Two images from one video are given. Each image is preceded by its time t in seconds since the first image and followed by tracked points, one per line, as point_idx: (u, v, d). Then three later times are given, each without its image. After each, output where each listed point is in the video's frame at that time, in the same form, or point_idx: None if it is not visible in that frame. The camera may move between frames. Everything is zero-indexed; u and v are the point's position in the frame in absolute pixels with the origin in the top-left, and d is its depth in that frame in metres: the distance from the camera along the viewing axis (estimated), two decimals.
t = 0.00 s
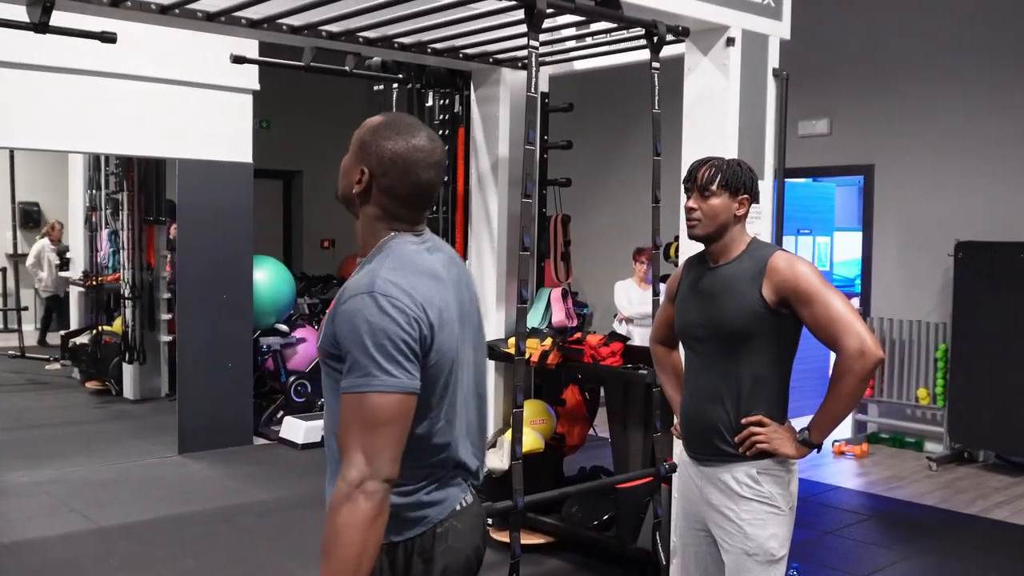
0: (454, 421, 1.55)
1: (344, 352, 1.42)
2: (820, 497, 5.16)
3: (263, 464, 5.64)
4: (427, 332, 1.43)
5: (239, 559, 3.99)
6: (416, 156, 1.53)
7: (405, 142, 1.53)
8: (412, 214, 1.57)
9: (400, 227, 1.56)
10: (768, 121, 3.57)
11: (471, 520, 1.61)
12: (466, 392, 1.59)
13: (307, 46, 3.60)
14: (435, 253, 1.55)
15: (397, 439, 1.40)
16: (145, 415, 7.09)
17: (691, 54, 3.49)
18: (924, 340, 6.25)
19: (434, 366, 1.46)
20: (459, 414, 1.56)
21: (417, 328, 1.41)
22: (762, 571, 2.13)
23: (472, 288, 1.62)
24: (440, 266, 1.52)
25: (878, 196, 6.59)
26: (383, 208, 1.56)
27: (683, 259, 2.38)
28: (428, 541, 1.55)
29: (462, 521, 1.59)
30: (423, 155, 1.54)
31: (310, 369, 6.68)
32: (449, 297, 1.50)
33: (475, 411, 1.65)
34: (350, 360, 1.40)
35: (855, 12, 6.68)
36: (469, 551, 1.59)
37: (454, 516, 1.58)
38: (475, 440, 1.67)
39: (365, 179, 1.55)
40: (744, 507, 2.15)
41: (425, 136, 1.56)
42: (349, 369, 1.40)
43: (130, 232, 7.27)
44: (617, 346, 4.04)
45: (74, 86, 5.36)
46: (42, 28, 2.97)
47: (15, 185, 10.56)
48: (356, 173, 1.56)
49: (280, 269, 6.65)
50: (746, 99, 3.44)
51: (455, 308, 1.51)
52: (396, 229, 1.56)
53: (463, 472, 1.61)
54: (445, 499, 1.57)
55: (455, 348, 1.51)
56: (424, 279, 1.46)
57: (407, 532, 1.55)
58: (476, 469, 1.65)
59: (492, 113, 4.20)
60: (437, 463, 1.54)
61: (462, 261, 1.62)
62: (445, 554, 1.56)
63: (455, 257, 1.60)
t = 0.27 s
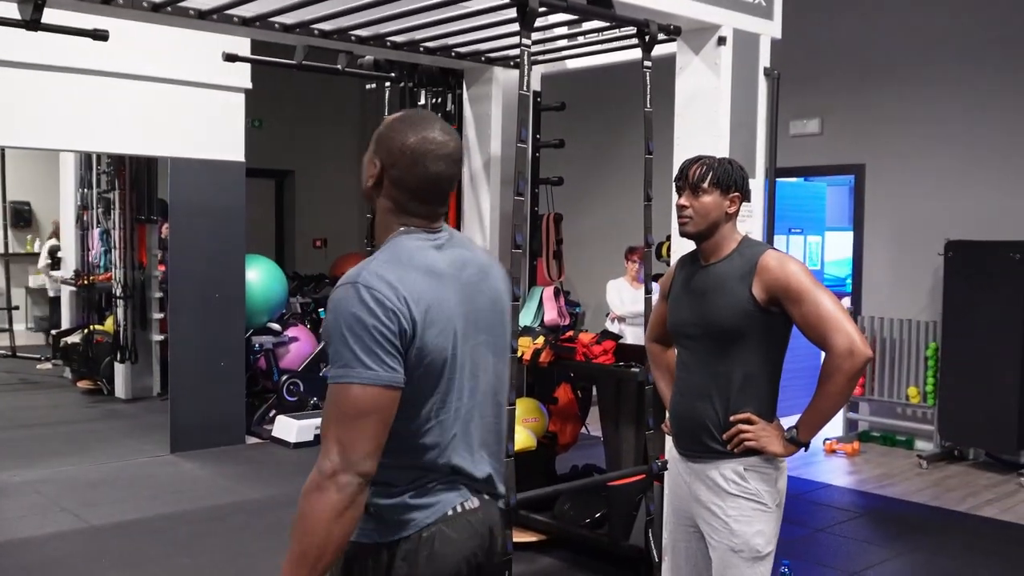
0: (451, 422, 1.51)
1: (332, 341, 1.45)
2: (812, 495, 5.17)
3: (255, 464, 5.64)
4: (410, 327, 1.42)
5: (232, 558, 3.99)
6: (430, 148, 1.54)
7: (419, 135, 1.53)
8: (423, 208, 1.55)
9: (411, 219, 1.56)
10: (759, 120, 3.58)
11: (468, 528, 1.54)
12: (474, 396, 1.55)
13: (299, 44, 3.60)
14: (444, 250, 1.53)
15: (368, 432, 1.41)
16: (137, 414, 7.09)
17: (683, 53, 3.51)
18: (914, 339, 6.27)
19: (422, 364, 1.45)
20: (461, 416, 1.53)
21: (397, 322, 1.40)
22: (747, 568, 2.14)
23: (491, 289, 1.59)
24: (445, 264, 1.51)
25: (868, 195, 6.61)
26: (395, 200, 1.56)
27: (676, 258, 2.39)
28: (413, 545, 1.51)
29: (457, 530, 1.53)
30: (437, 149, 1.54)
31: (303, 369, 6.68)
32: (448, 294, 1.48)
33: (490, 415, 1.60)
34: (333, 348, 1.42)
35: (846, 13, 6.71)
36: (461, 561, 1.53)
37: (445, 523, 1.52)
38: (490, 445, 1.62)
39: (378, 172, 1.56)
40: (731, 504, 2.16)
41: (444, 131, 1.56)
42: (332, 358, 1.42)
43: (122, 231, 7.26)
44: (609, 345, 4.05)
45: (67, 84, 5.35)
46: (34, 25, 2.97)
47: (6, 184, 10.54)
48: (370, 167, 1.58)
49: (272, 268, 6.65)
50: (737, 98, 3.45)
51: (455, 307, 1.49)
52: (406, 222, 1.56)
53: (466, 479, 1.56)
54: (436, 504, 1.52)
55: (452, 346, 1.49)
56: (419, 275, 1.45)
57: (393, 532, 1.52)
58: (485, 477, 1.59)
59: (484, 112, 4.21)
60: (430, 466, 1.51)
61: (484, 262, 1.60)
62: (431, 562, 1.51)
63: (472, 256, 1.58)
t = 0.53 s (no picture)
0: (475, 418, 1.44)
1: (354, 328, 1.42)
2: (806, 493, 5.19)
3: (251, 463, 5.64)
4: (428, 316, 1.36)
5: (228, 557, 4.00)
6: (464, 146, 1.48)
7: (453, 133, 1.48)
8: (457, 207, 1.50)
9: (445, 216, 1.50)
10: (753, 119, 3.60)
11: (495, 530, 1.46)
12: (504, 391, 1.46)
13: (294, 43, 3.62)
14: (473, 244, 1.47)
15: (378, 418, 1.36)
16: (133, 413, 7.09)
17: (677, 52, 3.52)
18: (908, 337, 6.28)
19: (440, 355, 1.38)
20: (488, 412, 1.45)
21: (410, 311, 1.35)
22: (737, 564, 2.14)
23: (526, 284, 1.52)
24: (472, 255, 1.45)
25: (862, 194, 6.63)
26: (428, 198, 1.51)
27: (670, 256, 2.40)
28: (437, 546, 1.44)
29: (484, 532, 1.45)
30: (470, 146, 1.48)
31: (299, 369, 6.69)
32: (475, 286, 1.42)
33: (526, 415, 1.52)
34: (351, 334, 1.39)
35: (840, 12, 6.73)
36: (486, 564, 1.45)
37: (469, 524, 1.45)
38: (526, 446, 1.53)
39: (412, 168, 1.52)
40: (721, 500, 2.17)
41: (478, 128, 1.50)
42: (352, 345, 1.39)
43: (118, 231, 7.27)
44: (604, 343, 4.06)
45: (62, 82, 5.35)
46: (29, 24, 2.98)
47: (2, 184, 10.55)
48: (404, 165, 1.54)
49: (268, 267, 6.65)
50: (731, 97, 3.47)
51: (480, 299, 1.42)
52: (439, 221, 1.51)
53: (496, 477, 1.48)
54: (460, 503, 1.45)
55: (476, 339, 1.42)
56: (439, 265, 1.40)
57: (416, 531, 1.45)
58: (518, 477, 1.51)
59: (480, 111, 4.22)
60: (453, 462, 1.44)
61: (519, 257, 1.52)
62: (455, 564, 1.44)
63: (506, 250, 1.51)
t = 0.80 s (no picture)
0: (503, 409, 1.43)
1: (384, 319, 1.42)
2: (808, 491, 5.18)
3: (254, 461, 5.66)
4: (457, 302, 1.36)
5: (230, 555, 4.01)
6: (496, 147, 1.47)
7: (485, 133, 1.47)
8: (493, 203, 1.50)
9: (475, 214, 1.50)
10: (752, 117, 3.60)
11: (517, 535, 1.45)
12: (531, 385, 1.46)
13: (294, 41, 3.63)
14: (503, 238, 1.48)
15: (417, 403, 1.34)
16: (136, 412, 7.11)
17: (676, 50, 3.52)
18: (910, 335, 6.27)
19: (470, 342, 1.38)
20: (516, 405, 1.44)
21: (439, 296, 1.35)
22: (733, 561, 2.14)
23: (555, 280, 1.52)
24: (501, 247, 1.45)
25: (865, 192, 6.63)
26: (461, 196, 1.51)
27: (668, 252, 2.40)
28: (459, 547, 1.43)
29: (507, 536, 1.44)
30: (503, 146, 1.47)
31: (301, 367, 6.71)
32: (503, 275, 1.42)
33: (552, 412, 1.52)
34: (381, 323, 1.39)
35: (841, 10, 6.72)
36: (509, 568, 1.44)
37: (491, 527, 1.44)
38: (553, 444, 1.53)
39: (446, 168, 1.51)
40: (718, 497, 2.17)
41: (510, 127, 1.49)
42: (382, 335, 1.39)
43: (121, 230, 7.29)
44: (605, 342, 4.09)
45: (65, 82, 5.37)
46: (29, 23, 2.99)
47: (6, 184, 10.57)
48: (438, 164, 1.53)
49: (270, 266, 6.67)
50: (730, 94, 3.47)
51: (508, 289, 1.42)
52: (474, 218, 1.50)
53: (522, 476, 1.47)
54: (483, 505, 1.44)
55: (505, 329, 1.41)
56: (468, 254, 1.41)
57: (439, 531, 1.44)
58: (548, 476, 1.50)
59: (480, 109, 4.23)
60: (481, 458, 1.43)
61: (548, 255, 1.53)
62: (476, 568, 1.43)
63: (535, 247, 1.52)
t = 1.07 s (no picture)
0: (497, 408, 1.44)
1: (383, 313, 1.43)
2: (817, 490, 5.17)
3: (263, 459, 5.67)
4: (449, 298, 1.37)
5: (238, 552, 4.03)
6: (503, 133, 1.49)
7: (493, 120, 1.49)
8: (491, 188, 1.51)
9: (480, 203, 1.51)
10: (758, 114, 3.59)
11: (507, 529, 1.46)
12: (527, 384, 1.47)
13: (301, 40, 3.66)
14: (505, 233, 1.48)
15: (416, 401, 1.37)
16: (147, 410, 7.15)
17: (682, 47, 3.51)
18: (920, 333, 6.25)
19: (463, 340, 1.39)
20: (510, 404, 1.45)
21: (432, 292, 1.36)
22: (736, 557, 2.14)
23: (558, 277, 1.52)
24: (498, 243, 1.45)
25: (875, 190, 6.60)
26: (465, 181, 1.53)
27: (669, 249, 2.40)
28: (447, 539, 1.45)
29: (496, 529, 1.45)
30: (510, 134, 1.49)
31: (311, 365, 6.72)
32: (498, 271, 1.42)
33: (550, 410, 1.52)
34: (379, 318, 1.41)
35: (851, 8, 6.70)
36: (497, 561, 1.45)
37: (479, 521, 1.45)
38: (550, 442, 1.53)
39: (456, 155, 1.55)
40: (720, 493, 2.17)
41: (518, 115, 1.51)
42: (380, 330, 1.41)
43: (132, 229, 7.32)
44: (613, 339, 4.11)
45: (75, 82, 5.41)
46: (37, 22, 3.01)
47: (19, 183, 10.63)
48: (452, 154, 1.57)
49: (280, 264, 6.69)
50: (736, 92, 3.46)
51: (504, 287, 1.43)
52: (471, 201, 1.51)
53: (515, 472, 1.48)
54: (472, 497, 1.45)
55: (499, 327, 1.42)
56: (465, 250, 1.41)
57: (428, 521, 1.46)
58: (544, 475, 1.51)
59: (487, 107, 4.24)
60: (473, 454, 1.44)
61: (553, 251, 1.53)
62: (463, 559, 1.44)
63: (538, 243, 1.51)
